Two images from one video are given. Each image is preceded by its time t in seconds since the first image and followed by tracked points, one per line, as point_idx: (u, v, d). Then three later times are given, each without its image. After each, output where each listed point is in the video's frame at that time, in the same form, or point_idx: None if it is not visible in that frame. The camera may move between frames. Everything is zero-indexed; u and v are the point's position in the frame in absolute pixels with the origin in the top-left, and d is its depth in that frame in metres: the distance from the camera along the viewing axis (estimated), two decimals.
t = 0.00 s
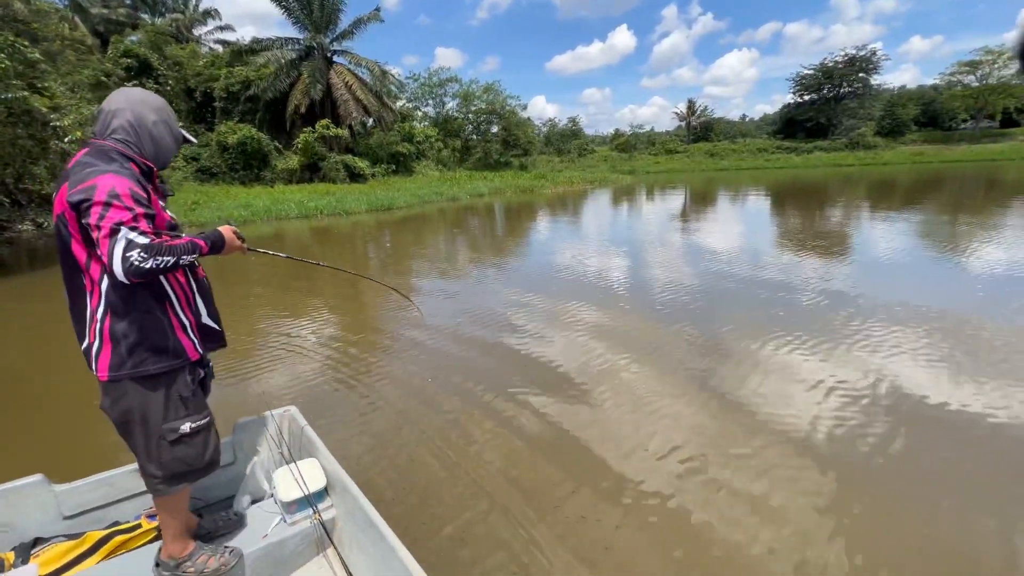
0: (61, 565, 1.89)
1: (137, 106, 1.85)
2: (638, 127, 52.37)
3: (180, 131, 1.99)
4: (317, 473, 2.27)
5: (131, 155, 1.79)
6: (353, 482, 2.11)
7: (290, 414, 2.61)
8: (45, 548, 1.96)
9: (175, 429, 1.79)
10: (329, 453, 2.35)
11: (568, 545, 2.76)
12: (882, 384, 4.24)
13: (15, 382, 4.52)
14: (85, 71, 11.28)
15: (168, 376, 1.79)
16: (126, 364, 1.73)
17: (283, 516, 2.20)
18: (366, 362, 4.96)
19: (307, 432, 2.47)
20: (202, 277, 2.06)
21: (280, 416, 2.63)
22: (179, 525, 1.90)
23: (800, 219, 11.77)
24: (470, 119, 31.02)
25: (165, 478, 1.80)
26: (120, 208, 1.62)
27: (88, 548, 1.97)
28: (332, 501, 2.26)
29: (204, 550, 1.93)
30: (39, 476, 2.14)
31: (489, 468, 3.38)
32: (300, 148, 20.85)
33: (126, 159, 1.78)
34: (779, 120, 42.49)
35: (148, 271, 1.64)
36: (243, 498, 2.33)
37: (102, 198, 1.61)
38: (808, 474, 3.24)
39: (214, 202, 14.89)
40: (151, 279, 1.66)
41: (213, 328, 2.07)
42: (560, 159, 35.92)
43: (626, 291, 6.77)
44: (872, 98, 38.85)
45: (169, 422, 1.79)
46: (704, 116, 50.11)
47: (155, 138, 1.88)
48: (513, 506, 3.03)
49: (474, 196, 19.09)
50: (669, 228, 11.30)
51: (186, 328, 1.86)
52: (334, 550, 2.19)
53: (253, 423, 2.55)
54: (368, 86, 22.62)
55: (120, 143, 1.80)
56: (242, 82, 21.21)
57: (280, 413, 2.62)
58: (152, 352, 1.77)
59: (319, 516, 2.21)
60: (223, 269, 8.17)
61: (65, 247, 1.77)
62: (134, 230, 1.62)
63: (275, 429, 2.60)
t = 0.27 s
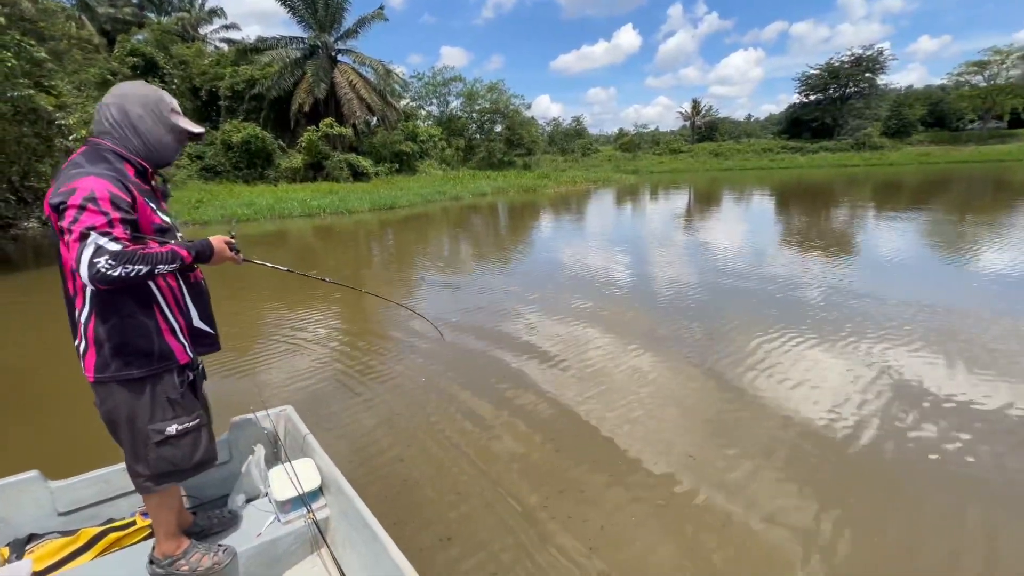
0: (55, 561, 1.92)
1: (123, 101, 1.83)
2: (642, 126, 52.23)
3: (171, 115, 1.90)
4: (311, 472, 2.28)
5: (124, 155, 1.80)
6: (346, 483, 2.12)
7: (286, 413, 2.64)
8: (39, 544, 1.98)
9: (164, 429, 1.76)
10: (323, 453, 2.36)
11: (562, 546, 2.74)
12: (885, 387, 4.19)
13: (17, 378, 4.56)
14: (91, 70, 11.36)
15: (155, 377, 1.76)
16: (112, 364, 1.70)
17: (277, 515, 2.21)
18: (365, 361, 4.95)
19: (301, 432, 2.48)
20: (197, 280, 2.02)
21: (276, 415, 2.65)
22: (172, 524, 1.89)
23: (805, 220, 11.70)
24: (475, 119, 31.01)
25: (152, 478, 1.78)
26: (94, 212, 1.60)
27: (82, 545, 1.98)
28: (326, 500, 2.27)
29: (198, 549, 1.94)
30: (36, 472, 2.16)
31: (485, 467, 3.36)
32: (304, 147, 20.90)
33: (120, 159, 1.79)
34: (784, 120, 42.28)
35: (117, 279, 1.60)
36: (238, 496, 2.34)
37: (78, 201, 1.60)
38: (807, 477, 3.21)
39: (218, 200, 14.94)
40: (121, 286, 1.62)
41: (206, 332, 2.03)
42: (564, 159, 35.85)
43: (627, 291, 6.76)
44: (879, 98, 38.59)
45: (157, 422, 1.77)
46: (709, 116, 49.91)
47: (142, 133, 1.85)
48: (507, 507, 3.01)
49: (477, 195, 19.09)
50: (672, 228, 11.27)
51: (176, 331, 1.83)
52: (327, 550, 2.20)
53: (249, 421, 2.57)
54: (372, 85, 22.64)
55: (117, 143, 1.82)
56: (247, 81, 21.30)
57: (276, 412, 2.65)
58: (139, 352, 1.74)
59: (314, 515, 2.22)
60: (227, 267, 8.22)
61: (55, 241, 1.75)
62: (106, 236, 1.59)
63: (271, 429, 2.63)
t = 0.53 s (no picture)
0: (51, 558, 1.93)
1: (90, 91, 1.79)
2: (649, 128, 52.04)
3: (111, 93, 1.75)
4: (308, 471, 2.28)
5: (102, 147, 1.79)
6: (342, 482, 2.12)
7: (284, 412, 2.65)
8: (35, 541, 1.99)
9: (143, 430, 1.74)
10: (320, 452, 2.36)
11: (559, 551, 2.71)
12: (890, 393, 4.13)
13: (21, 375, 4.59)
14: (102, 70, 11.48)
15: (137, 377, 1.75)
16: (94, 364, 1.70)
17: (274, 513, 2.21)
18: (366, 362, 4.95)
19: (299, 430, 2.49)
20: (191, 278, 2.00)
21: (273, 413, 2.65)
22: (163, 524, 1.88)
23: (812, 223, 11.59)
24: (481, 120, 31.03)
25: (130, 480, 1.75)
26: (68, 210, 1.58)
27: (77, 541, 1.99)
28: (322, 499, 2.27)
29: (193, 547, 1.93)
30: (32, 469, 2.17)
31: (483, 470, 3.34)
32: (311, 147, 21.02)
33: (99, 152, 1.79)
34: (793, 122, 41.98)
35: (93, 278, 1.58)
36: (235, 494, 2.35)
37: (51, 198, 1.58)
38: (810, 484, 3.16)
39: (225, 200, 15.05)
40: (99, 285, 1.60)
41: (200, 330, 2.02)
42: (570, 160, 35.79)
43: (631, 293, 6.73)
44: (889, 100, 38.23)
45: (137, 422, 1.75)
46: (717, 118, 49.66)
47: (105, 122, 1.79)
48: (505, 510, 2.99)
49: (483, 195, 19.09)
50: (678, 230, 11.21)
51: (162, 330, 1.81)
52: (323, 549, 2.20)
53: (246, 419, 2.57)
54: (379, 85, 22.73)
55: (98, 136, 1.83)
56: (255, 81, 21.46)
57: (274, 410, 2.66)
58: (120, 352, 1.72)
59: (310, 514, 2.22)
60: (232, 266, 8.29)
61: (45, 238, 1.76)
62: (80, 234, 1.56)
63: (268, 427, 2.63)
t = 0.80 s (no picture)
0: (62, 556, 1.96)
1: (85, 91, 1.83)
2: (659, 133, 51.93)
3: (103, 88, 1.76)
4: (316, 470, 2.29)
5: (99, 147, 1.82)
6: (350, 481, 2.13)
7: (292, 411, 2.66)
8: (47, 537, 2.02)
9: (151, 427, 1.77)
10: (328, 451, 2.37)
11: (565, 555, 2.69)
12: (904, 401, 4.07)
13: (36, 371, 4.67)
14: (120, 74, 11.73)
15: (147, 376, 1.77)
16: (104, 363, 1.72)
17: (282, 511, 2.23)
18: (374, 363, 4.97)
19: (307, 429, 2.50)
20: (200, 277, 2.02)
21: (281, 412, 2.67)
22: (172, 522, 1.90)
23: (824, 229, 11.47)
24: (491, 123, 31.14)
25: (139, 476, 1.78)
26: (61, 215, 1.60)
27: (89, 539, 2.02)
28: (330, 498, 2.28)
29: (202, 545, 1.95)
30: (46, 466, 2.21)
31: (490, 472, 3.34)
32: (322, 150, 21.22)
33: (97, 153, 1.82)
34: (804, 127, 41.67)
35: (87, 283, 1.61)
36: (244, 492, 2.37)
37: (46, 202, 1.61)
38: (820, 490, 3.11)
39: (236, 202, 15.23)
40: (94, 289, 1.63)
41: (212, 328, 2.04)
42: (579, 165, 35.76)
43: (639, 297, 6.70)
44: (902, 105, 37.85)
45: (146, 419, 1.77)
46: (727, 123, 49.42)
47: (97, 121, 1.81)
48: (511, 513, 2.98)
49: (492, 199, 19.15)
50: (688, 235, 11.15)
51: (172, 330, 1.83)
52: (330, 548, 2.21)
53: (255, 418, 2.60)
54: (389, 89, 22.91)
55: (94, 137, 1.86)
56: (268, 85, 21.75)
57: (282, 409, 2.67)
58: (129, 350, 1.75)
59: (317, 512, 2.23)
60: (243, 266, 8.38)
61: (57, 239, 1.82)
62: (72, 239, 1.59)
63: (277, 426, 2.65)
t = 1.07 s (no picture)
0: (84, 550, 1.98)
1: (121, 96, 1.84)
2: (670, 138, 51.78)
3: (162, 100, 1.83)
4: (330, 471, 2.31)
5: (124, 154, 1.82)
6: (364, 483, 2.14)
7: (307, 413, 2.69)
8: (69, 533, 2.05)
9: (175, 429, 1.79)
10: (342, 453, 2.39)
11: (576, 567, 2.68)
12: (920, 414, 4.00)
13: (56, 369, 4.76)
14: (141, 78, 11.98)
15: (170, 378, 1.79)
16: (128, 366, 1.74)
17: (296, 512, 2.24)
18: (385, 366, 4.99)
19: (321, 431, 2.52)
20: (223, 281, 2.04)
21: (295, 414, 2.69)
22: (192, 521, 1.92)
23: (837, 237, 11.35)
24: (502, 129, 31.27)
25: (161, 477, 1.80)
26: (93, 226, 1.62)
27: (109, 535, 2.05)
28: (344, 499, 2.30)
29: (219, 544, 1.97)
30: (67, 463, 2.24)
31: (501, 479, 3.34)
32: (334, 154, 21.45)
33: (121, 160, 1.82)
34: (818, 133, 41.29)
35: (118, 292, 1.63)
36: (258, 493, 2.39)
37: (77, 214, 1.63)
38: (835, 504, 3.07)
39: (251, 204, 15.45)
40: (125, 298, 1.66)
41: (231, 330, 2.05)
42: (589, 170, 35.76)
43: (650, 304, 6.66)
44: (919, 112, 37.38)
45: (170, 421, 1.79)
46: (739, 129, 49.12)
47: (135, 127, 1.83)
48: (521, 522, 2.98)
49: (503, 203, 19.22)
50: (699, 242, 11.09)
51: (195, 332, 1.85)
52: (343, 548, 2.23)
53: (270, 420, 2.64)
54: (402, 94, 23.12)
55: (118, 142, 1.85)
56: (283, 90, 22.05)
57: (296, 411, 2.70)
58: (155, 353, 1.76)
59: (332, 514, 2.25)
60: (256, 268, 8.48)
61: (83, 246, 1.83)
62: (103, 250, 1.61)
63: (291, 427, 2.68)
